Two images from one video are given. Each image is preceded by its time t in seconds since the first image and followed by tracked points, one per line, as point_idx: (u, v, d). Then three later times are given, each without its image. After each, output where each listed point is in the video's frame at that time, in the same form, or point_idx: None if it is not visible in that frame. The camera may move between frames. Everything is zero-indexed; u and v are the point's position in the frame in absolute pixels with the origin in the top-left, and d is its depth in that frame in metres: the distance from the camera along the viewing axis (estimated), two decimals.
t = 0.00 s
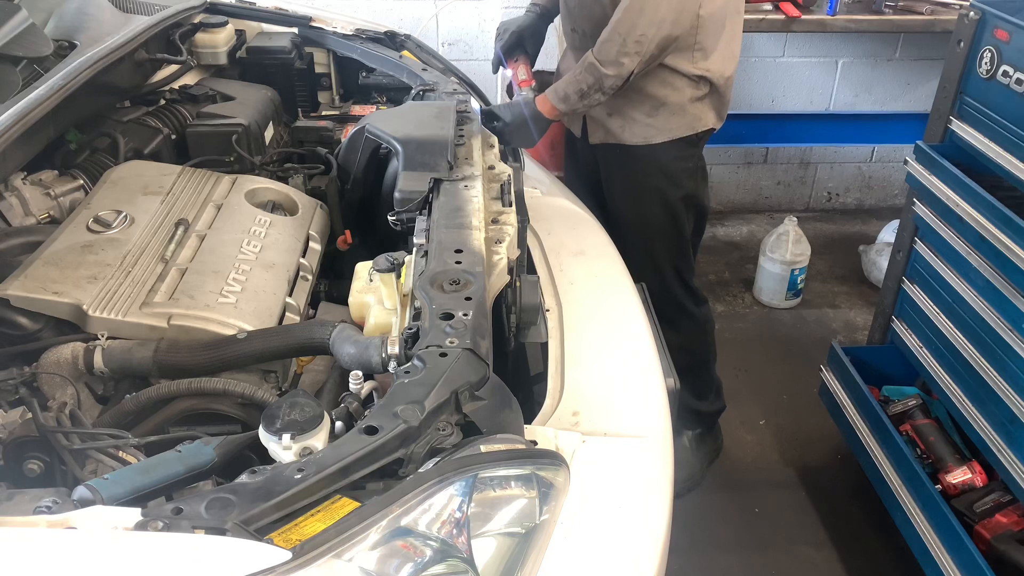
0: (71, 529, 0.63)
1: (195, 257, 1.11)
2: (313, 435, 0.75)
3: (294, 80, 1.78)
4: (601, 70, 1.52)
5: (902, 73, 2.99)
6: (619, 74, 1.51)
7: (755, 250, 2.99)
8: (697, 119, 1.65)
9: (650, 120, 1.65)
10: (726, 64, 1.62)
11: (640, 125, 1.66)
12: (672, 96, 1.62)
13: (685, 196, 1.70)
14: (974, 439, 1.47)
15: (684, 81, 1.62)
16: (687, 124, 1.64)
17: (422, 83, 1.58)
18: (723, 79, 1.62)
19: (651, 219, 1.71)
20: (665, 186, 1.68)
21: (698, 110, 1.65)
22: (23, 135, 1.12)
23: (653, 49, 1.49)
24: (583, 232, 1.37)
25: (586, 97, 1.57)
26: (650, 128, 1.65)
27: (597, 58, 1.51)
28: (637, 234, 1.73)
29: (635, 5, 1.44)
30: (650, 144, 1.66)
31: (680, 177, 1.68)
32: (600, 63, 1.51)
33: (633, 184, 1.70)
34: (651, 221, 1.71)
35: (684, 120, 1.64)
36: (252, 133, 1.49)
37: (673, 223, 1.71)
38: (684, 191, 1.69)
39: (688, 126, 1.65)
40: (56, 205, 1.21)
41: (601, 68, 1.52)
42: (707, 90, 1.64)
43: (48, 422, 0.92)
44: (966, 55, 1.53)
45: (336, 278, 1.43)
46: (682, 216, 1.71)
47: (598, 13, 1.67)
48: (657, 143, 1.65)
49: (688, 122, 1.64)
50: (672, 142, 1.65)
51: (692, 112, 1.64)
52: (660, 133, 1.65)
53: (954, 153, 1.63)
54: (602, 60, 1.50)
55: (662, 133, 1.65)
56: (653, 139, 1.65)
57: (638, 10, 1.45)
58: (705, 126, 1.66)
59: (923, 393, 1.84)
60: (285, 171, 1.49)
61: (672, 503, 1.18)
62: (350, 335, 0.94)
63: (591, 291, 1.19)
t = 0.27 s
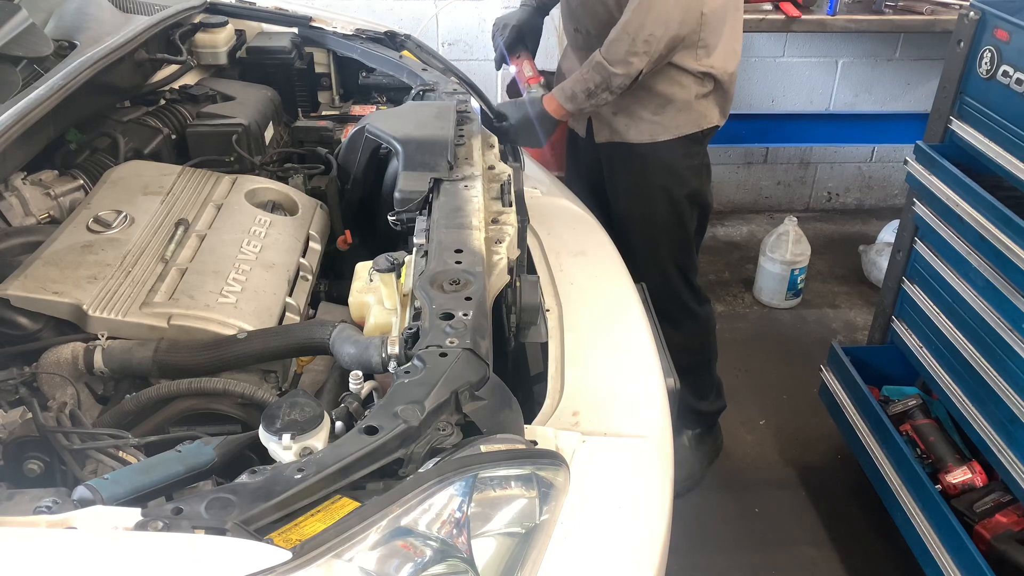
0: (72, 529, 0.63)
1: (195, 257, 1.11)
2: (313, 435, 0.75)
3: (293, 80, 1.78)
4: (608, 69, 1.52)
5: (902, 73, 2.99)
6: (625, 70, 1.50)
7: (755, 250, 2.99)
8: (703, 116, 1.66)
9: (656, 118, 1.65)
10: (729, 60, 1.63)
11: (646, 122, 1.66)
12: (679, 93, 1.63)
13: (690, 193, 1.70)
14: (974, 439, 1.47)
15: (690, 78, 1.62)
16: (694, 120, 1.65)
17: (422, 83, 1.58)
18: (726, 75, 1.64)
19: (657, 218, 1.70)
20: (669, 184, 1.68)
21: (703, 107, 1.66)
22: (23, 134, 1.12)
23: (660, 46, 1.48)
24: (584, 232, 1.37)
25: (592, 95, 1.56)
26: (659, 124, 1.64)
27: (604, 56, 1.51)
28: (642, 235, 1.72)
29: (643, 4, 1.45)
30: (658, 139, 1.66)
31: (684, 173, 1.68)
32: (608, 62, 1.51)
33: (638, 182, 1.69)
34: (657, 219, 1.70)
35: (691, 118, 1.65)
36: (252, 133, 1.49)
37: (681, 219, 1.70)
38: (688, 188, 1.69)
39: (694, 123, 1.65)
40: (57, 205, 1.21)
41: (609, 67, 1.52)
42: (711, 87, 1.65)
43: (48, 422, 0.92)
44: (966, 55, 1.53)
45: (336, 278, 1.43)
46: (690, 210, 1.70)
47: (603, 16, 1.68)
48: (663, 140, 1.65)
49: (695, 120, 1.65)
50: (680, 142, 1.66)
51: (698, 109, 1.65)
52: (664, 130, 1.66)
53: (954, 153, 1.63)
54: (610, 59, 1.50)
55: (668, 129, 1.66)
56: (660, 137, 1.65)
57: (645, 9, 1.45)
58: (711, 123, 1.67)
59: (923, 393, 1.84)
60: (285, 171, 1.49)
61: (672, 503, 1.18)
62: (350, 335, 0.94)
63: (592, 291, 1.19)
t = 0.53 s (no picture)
0: (72, 529, 0.63)
1: (195, 257, 1.11)
2: (313, 435, 0.75)
3: (293, 80, 1.78)
4: (644, 74, 1.54)
5: (903, 73, 2.99)
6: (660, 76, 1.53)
7: (755, 250, 2.99)
8: (726, 109, 1.67)
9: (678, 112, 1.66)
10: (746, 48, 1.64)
11: (669, 119, 1.66)
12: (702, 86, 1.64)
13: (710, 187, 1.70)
14: (974, 439, 1.47)
15: (711, 70, 1.63)
16: (718, 112, 1.66)
17: (422, 83, 1.58)
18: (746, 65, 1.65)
19: (669, 220, 1.70)
20: (680, 188, 1.67)
21: (725, 99, 1.67)
22: (23, 134, 1.12)
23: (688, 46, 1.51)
24: (584, 232, 1.37)
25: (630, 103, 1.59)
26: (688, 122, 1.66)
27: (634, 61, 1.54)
28: (653, 237, 1.73)
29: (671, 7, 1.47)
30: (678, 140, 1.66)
31: (697, 176, 1.67)
32: (643, 67, 1.53)
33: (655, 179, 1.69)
34: (667, 225, 1.70)
35: (714, 110, 1.66)
36: (252, 133, 1.49)
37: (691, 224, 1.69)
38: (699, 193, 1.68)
39: (717, 115, 1.66)
40: (57, 204, 1.21)
41: (645, 71, 1.54)
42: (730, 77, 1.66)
43: (48, 422, 0.92)
44: (966, 55, 1.53)
45: (336, 278, 1.43)
46: (700, 215, 1.69)
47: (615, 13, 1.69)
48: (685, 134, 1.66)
49: (718, 112, 1.66)
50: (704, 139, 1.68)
51: (720, 101, 1.66)
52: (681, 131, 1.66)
53: (954, 153, 1.63)
54: (645, 65, 1.53)
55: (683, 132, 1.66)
56: (681, 132, 1.66)
57: (671, 11, 1.48)
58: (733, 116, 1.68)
59: (923, 393, 1.84)
60: (285, 171, 1.49)
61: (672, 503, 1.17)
62: (350, 335, 0.94)
63: (592, 291, 1.19)
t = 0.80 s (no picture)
0: (72, 529, 0.63)
1: (196, 257, 1.11)
2: (313, 435, 0.75)
3: (293, 80, 1.78)
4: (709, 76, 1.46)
5: (903, 74, 2.99)
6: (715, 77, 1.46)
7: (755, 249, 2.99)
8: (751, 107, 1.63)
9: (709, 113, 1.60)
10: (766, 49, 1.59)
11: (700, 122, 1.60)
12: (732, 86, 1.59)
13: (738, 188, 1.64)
14: (974, 439, 1.47)
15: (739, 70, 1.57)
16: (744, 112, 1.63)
17: (422, 83, 1.58)
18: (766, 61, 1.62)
19: (697, 229, 1.61)
20: (706, 193, 1.61)
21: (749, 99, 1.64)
22: (23, 134, 1.12)
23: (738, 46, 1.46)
24: (584, 232, 1.37)
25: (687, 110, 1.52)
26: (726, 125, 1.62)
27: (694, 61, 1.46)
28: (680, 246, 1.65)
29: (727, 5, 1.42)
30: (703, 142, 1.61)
31: (718, 180, 1.62)
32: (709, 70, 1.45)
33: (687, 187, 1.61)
34: (696, 232, 1.62)
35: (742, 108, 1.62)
36: (252, 133, 1.49)
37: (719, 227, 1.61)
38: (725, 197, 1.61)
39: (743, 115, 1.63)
40: (57, 205, 1.21)
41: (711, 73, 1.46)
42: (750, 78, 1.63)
43: (48, 422, 0.92)
44: (966, 55, 1.53)
45: (336, 278, 1.43)
46: (728, 218, 1.62)
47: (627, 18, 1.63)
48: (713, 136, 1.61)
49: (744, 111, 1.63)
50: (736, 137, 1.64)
51: (746, 101, 1.62)
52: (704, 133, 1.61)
53: (954, 153, 1.63)
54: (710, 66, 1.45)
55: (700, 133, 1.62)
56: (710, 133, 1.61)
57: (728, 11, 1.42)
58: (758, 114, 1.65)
59: (923, 393, 1.84)
60: (285, 171, 1.49)
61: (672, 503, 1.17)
62: (350, 335, 0.94)
63: (592, 291, 1.19)
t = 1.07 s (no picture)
0: (71, 529, 0.63)
1: (196, 257, 1.11)
2: (313, 435, 0.75)
3: (293, 80, 1.78)
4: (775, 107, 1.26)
5: (903, 74, 2.99)
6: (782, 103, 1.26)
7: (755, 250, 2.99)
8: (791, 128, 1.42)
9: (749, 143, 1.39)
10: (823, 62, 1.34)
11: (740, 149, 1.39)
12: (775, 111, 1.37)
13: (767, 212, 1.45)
14: (974, 439, 1.47)
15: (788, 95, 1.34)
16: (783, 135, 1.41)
17: (422, 83, 1.58)
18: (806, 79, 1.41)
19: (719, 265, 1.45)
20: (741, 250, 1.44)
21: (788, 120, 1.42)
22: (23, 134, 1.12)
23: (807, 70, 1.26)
24: (583, 232, 1.37)
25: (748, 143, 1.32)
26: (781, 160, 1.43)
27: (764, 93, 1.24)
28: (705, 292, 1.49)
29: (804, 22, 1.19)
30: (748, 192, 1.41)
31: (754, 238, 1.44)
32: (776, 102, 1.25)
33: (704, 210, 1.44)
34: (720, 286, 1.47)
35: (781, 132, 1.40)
36: (252, 133, 1.49)
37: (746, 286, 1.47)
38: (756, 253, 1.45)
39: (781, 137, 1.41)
40: (57, 205, 1.21)
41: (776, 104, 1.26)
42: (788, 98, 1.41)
43: (48, 422, 0.92)
44: (966, 55, 1.53)
45: (336, 278, 1.43)
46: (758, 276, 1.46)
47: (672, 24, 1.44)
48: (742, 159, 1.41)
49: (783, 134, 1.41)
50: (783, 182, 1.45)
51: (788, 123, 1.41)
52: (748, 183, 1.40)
53: (954, 153, 1.63)
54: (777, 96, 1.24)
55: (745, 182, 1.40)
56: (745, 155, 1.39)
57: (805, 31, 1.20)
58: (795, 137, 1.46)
59: (923, 393, 1.84)
60: (285, 171, 1.49)
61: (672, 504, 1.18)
62: (350, 335, 0.94)
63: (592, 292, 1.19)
